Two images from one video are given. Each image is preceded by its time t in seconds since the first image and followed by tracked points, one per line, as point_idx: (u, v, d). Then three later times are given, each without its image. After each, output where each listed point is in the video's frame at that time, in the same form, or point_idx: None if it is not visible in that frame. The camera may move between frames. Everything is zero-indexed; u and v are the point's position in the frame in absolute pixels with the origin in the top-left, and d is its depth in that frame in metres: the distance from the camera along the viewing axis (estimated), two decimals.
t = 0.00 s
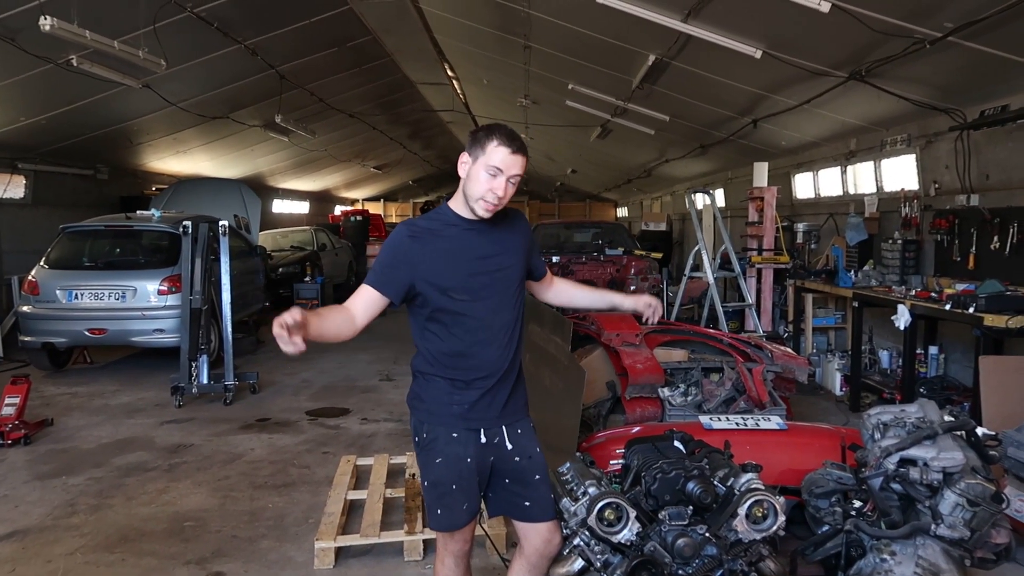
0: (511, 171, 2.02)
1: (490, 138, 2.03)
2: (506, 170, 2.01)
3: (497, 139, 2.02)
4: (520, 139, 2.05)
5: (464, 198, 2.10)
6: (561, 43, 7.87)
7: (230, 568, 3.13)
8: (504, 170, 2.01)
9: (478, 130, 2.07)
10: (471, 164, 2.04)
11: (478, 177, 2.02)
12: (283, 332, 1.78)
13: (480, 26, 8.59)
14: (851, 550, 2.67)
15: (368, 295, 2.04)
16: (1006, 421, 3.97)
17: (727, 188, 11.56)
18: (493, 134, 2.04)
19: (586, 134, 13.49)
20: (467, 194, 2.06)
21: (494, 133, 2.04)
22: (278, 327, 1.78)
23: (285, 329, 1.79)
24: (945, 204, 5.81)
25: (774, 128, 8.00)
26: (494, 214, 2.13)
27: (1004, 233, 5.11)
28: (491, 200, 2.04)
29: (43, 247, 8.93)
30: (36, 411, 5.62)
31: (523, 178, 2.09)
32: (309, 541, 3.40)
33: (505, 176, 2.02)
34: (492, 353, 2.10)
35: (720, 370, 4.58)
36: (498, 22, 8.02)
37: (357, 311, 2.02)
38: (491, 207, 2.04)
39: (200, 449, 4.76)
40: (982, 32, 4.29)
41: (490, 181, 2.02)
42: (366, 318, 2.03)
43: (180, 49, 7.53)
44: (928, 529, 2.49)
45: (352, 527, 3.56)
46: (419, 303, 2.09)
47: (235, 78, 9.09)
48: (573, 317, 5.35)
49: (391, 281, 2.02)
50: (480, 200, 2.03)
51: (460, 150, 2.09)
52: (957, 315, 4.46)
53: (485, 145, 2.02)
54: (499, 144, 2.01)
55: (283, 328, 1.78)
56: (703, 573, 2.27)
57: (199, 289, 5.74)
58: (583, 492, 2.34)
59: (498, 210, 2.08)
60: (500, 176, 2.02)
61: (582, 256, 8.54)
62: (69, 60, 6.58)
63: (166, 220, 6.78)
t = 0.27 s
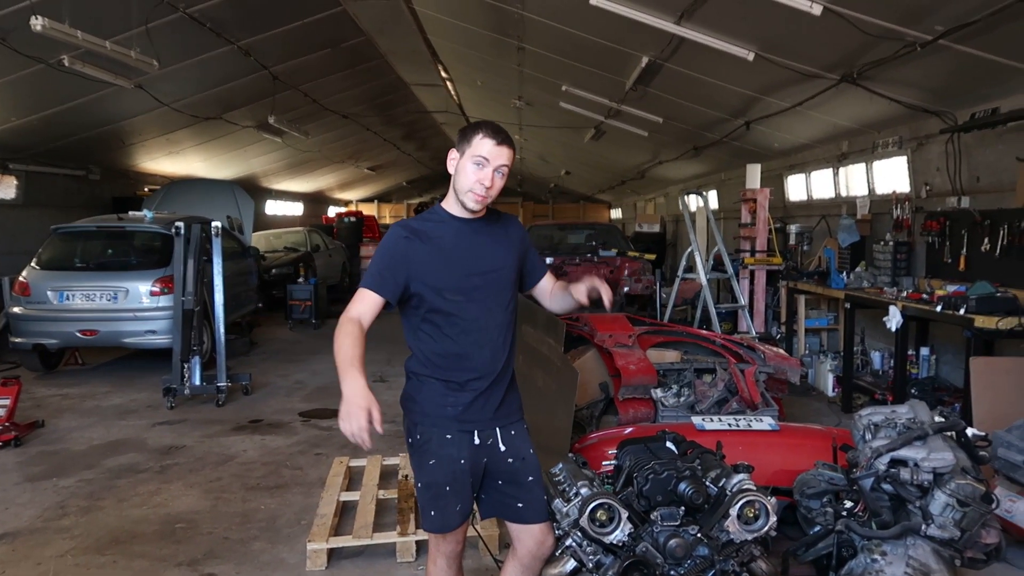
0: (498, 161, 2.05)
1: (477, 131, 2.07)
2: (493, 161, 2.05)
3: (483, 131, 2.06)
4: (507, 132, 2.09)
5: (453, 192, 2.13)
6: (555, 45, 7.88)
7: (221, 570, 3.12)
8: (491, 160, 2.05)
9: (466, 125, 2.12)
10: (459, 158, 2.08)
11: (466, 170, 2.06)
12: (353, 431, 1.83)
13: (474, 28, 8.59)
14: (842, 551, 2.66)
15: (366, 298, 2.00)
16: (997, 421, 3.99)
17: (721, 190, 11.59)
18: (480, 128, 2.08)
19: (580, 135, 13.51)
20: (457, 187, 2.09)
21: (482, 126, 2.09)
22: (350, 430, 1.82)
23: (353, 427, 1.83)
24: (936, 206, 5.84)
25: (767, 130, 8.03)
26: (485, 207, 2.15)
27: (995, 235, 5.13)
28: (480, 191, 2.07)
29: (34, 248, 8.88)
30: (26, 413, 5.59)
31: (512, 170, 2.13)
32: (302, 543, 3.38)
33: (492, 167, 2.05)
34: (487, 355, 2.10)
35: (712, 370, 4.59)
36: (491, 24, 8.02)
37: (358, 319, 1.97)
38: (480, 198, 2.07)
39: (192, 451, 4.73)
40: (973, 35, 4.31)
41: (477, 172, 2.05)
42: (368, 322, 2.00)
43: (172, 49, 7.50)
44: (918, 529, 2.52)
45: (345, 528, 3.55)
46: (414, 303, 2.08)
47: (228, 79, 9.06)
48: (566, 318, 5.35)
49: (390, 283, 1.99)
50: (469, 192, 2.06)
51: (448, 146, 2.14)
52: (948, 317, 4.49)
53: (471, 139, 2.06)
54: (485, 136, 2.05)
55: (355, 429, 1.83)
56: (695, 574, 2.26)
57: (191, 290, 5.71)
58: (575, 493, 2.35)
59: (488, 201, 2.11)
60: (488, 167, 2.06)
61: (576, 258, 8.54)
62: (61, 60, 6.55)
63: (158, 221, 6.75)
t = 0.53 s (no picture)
0: (509, 174, 2.02)
1: (494, 140, 2.03)
2: (503, 173, 2.01)
3: (499, 141, 2.02)
4: (524, 146, 2.06)
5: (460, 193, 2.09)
6: (556, 40, 7.86)
7: (223, 564, 3.12)
8: (501, 171, 2.01)
9: (486, 130, 2.08)
10: (472, 161, 2.04)
11: (476, 175, 2.02)
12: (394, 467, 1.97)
13: (476, 23, 8.56)
14: (843, 547, 2.63)
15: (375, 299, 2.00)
16: (999, 418, 3.99)
17: (722, 186, 11.57)
18: (498, 137, 2.04)
19: (582, 131, 13.48)
20: (464, 189, 2.05)
21: (499, 135, 2.05)
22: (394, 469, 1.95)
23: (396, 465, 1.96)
24: (938, 202, 5.83)
25: (768, 126, 8.01)
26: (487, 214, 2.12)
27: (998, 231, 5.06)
28: (484, 198, 2.02)
29: (36, 243, 8.89)
30: (29, 408, 5.60)
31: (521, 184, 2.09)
32: (303, 538, 3.39)
33: (502, 177, 2.01)
34: (488, 351, 2.10)
35: (714, 366, 4.60)
36: (493, 19, 8.00)
37: (386, 331, 1.99)
38: (483, 205, 2.03)
39: (194, 446, 4.74)
40: (976, 31, 4.29)
41: (487, 180, 2.01)
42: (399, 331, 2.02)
43: (173, 44, 7.48)
44: (920, 526, 2.50)
45: (346, 523, 3.55)
46: (416, 301, 2.07)
47: (229, 74, 9.04)
48: (567, 313, 5.34)
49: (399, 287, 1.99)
50: (474, 198, 2.03)
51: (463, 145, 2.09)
52: (950, 313, 4.48)
53: (487, 146, 2.03)
54: (500, 146, 2.01)
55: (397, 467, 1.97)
56: (696, 569, 2.25)
57: (193, 285, 5.72)
58: (576, 489, 2.35)
59: (490, 209, 2.07)
60: (498, 177, 2.02)
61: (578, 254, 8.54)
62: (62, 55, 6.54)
63: (159, 216, 6.75)
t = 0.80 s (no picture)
0: (503, 159, 2.01)
1: (485, 128, 2.04)
2: (497, 159, 2.01)
3: (491, 128, 2.03)
4: (515, 131, 2.06)
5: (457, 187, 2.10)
6: (558, 33, 7.83)
7: (224, 557, 3.13)
8: (495, 158, 2.01)
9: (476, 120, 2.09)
10: (466, 152, 2.05)
11: (470, 165, 2.02)
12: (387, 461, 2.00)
13: (477, 16, 8.53)
14: (843, 539, 2.67)
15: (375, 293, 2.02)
16: (1002, 411, 3.98)
17: (724, 179, 11.55)
18: (489, 124, 2.05)
19: (583, 124, 13.45)
20: (460, 182, 2.06)
21: (490, 123, 2.05)
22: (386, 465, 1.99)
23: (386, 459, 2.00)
24: (941, 195, 5.81)
25: (770, 119, 7.98)
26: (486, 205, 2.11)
27: (1000, 223, 5.03)
28: (481, 188, 2.02)
29: (38, 238, 8.89)
30: (31, 402, 5.61)
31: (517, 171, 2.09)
32: (305, 531, 3.40)
33: (497, 164, 2.01)
34: (488, 344, 2.09)
35: (714, 360, 4.55)
36: (494, 12, 7.97)
37: (380, 325, 2.01)
38: (481, 195, 2.03)
39: (196, 440, 4.75)
40: (979, 22, 4.26)
41: (482, 169, 2.01)
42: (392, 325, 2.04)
43: (173, 39, 7.47)
44: (921, 518, 2.51)
45: (348, 516, 3.56)
46: (416, 294, 2.08)
47: (230, 68, 9.02)
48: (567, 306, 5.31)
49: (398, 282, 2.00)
50: (471, 188, 2.03)
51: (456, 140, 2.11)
52: (952, 306, 4.47)
53: (479, 135, 2.03)
54: (492, 133, 2.02)
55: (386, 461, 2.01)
56: (697, 562, 2.25)
57: (194, 280, 5.72)
58: (577, 482, 2.35)
59: (489, 199, 2.06)
60: (492, 164, 2.02)
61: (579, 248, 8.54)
62: (63, 50, 6.53)
63: (161, 211, 6.75)
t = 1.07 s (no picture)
0: (502, 135, 1.99)
1: (472, 110, 1.98)
2: (498, 138, 1.99)
3: (479, 109, 1.97)
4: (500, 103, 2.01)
5: (457, 174, 2.06)
6: (547, 8, 7.73)
7: (214, 535, 3.13)
8: (496, 138, 1.98)
9: (456, 103, 2.00)
10: (463, 141, 2.00)
11: (474, 153, 1.99)
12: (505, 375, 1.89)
13: None
14: (828, 515, 2.71)
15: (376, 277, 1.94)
16: (982, 388, 4.06)
17: (712, 157, 11.54)
18: (473, 104, 1.99)
19: (571, 101, 13.35)
20: (466, 171, 2.03)
21: (475, 102, 1.99)
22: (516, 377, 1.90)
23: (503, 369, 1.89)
24: (927, 173, 5.83)
25: (759, 96, 7.96)
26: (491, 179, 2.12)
27: (985, 202, 5.10)
28: (493, 172, 2.02)
29: (18, 213, 8.73)
30: (15, 380, 5.55)
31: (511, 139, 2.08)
32: (294, 508, 3.40)
33: (500, 142, 2.00)
34: (480, 325, 2.12)
35: (703, 338, 4.60)
36: None
37: (398, 300, 1.93)
38: (495, 175, 2.03)
39: (183, 418, 4.72)
40: None
41: (488, 154, 1.99)
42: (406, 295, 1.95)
43: (155, 11, 7.30)
44: (905, 494, 2.53)
45: (337, 493, 3.57)
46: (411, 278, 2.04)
47: (213, 42, 8.84)
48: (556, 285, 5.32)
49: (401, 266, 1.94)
50: (482, 174, 2.01)
51: (442, 129, 2.03)
52: (936, 284, 4.51)
53: (470, 120, 1.97)
54: (483, 112, 1.97)
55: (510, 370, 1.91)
56: (684, 538, 2.29)
57: (180, 257, 5.65)
58: (566, 459, 2.35)
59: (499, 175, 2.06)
60: (495, 146, 2.00)
61: (567, 226, 8.52)
62: (41, 21, 6.37)
63: (145, 188, 6.65)
